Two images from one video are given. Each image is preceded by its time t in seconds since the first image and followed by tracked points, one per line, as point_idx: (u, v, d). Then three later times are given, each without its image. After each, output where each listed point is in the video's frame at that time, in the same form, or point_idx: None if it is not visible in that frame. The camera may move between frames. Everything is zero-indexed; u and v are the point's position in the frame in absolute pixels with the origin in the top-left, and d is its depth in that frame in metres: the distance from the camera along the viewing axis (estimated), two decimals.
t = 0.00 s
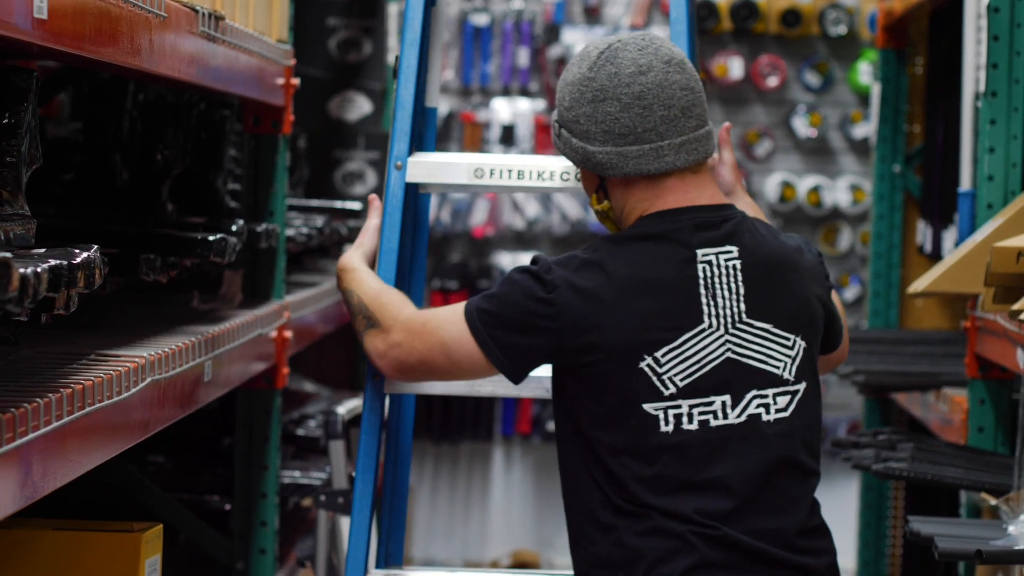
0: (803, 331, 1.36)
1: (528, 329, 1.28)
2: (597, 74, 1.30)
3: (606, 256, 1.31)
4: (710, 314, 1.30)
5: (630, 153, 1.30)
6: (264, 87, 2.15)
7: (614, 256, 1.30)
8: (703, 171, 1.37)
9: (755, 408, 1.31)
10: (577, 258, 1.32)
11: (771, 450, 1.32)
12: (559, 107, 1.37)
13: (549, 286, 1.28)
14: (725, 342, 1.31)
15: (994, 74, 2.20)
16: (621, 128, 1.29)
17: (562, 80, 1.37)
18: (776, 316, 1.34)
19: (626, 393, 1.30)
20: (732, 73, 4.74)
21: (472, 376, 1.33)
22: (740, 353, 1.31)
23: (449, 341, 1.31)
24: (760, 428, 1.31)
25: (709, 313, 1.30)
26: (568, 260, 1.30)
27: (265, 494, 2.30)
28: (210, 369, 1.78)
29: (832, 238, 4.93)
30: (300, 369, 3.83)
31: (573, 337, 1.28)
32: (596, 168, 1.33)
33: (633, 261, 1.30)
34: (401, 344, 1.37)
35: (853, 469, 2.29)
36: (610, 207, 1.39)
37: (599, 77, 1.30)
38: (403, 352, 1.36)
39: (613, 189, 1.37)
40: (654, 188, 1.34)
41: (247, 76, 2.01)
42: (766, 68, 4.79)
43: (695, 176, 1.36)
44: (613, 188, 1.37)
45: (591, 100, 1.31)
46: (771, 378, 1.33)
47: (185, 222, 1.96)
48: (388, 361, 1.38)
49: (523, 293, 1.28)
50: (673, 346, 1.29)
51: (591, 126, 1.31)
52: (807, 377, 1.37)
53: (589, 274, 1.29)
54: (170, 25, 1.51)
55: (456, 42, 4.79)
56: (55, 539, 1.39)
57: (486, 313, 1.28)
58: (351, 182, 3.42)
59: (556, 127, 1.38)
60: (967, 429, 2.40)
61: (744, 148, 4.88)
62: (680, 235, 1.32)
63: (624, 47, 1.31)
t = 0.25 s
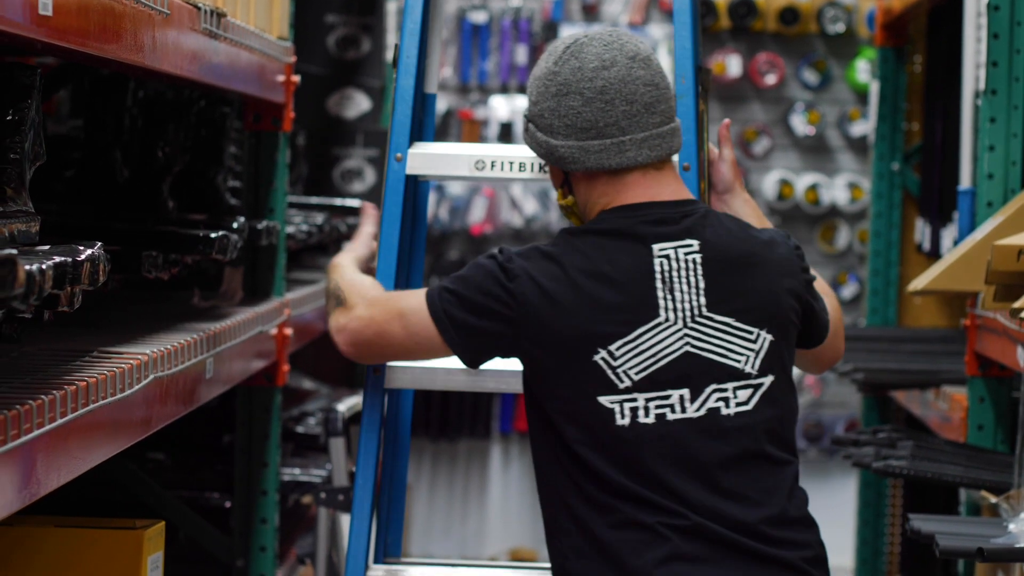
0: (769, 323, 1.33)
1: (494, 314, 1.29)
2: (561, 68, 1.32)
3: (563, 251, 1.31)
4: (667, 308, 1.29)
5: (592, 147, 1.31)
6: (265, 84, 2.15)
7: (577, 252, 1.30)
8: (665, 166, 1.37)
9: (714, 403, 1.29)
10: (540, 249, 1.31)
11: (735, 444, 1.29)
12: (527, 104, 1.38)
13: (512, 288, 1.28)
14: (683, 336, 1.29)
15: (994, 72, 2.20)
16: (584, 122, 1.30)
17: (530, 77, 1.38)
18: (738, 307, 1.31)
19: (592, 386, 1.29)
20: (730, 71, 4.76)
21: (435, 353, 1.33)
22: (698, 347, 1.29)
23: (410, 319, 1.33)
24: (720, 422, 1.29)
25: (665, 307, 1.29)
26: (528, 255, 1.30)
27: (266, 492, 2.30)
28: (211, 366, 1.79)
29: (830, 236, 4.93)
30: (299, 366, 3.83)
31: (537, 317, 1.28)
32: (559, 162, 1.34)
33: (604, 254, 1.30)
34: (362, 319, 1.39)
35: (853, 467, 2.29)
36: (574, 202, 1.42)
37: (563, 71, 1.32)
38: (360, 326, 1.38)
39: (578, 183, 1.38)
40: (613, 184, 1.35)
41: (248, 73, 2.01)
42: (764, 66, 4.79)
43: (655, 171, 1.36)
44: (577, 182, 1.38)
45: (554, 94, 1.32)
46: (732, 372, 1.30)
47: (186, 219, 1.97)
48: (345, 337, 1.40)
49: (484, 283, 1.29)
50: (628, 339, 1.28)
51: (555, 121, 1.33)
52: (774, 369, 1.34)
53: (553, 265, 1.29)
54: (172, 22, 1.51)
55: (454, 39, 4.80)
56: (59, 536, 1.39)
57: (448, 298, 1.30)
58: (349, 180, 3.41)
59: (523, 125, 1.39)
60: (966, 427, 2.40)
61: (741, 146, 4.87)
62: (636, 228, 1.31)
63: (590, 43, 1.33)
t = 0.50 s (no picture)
0: (748, 319, 1.36)
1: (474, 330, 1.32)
2: (531, 68, 1.34)
3: (536, 258, 1.34)
4: (642, 309, 1.33)
5: (562, 147, 1.33)
6: (266, 82, 2.15)
7: (559, 254, 1.34)
8: (638, 165, 1.39)
9: (692, 401, 1.33)
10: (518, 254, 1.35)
11: (711, 442, 1.33)
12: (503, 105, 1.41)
13: (484, 297, 1.32)
14: (659, 336, 1.33)
15: (994, 71, 2.20)
16: (554, 122, 1.32)
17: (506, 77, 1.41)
18: (714, 306, 1.35)
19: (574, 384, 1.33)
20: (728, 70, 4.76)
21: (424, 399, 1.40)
22: (674, 346, 1.33)
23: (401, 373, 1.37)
24: (697, 420, 1.33)
25: (640, 308, 1.33)
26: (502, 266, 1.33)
27: (266, 489, 2.31)
28: (213, 364, 1.79)
29: (828, 235, 4.93)
30: (298, 365, 3.84)
31: (511, 317, 1.32)
32: (531, 161, 1.36)
33: (585, 258, 1.34)
34: (359, 377, 1.42)
35: (854, 465, 2.29)
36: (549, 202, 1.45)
37: (532, 70, 1.34)
38: (359, 389, 1.42)
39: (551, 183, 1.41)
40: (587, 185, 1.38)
41: (249, 71, 2.01)
42: (763, 65, 4.80)
43: (629, 170, 1.38)
44: (551, 182, 1.41)
45: (525, 94, 1.34)
46: (710, 369, 1.34)
47: (188, 217, 1.97)
48: (347, 399, 1.44)
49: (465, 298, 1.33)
50: (605, 343, 1.32)
51: (526, 121, 1.35)
52: (756, 365, 1.37)
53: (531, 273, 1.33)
54: (175, 21, 1.51)
55: (452, 38, 4.82)
56: (62, 535, 1.39)
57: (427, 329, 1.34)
58: (349, 177, 3.45)
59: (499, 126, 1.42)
60: (966, 425, 2.41)
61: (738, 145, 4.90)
62: (608, 230, 1.35)
63: (558, 42, 1.34)
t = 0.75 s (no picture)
0: (744, 316, 1.36)
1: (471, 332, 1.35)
2: (536, 62, 1.35)
3: (542, 255, 1.36)
4: (639, 307, 1.33)
5: (567, 143, 1.34)
6: (261, 78, 2.14)
7: (556, 252, 1.35)
8: (639, 161, 1.40)
9: (686, 398, 1.33)
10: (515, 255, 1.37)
11: (705, 440, 1.32)
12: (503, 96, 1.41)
13: (485, 303, 1.35)
14: (655, 333, 1.33)
15: (989, 68, 2.20)
16: (559, 117, 1.33)
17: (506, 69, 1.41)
18: (710, 302, 1.35)
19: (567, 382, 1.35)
20: (721, 67, 4.76)
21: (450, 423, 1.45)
22: (670, 343, 1.33)
23: (421, 406, 1.42)
24: (691, 417, 1.33)
25: (637, 305, 1.33)
26: (498, 269, 1.36)
27: (261, 486, 2.30)
28: (209, 361, 1.79)
29: (820, 232, 4.94)
30: (292, 361, 3.83)
31: (507, 317, 1.34)
32: (534, 156, 1.37)
33: (582, 254, 1.35)
34: (378, 400, 1.46)
35: (849, 462, 2.30)
36: (549, 195, 1.46)
37: (539, 64, 1.34)
38: (388, 429, 1.47)
39: (551, 178, 1.42)
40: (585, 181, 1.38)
41: (244, 67, 2.00)
42: (755, 62, 4.80)
43: (630, 167, 1.39)
44: (552, 177, 1.42)
45: (530, 89, 1.35)
46: (705, 367, 1.34)
47: (184, 213, 1.96)
48: (379, 438, 1.49)
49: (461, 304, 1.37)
50: (603, 340, 1.33)
51: (530, 115, 1.35)
52: (753, 363, 1.36)
53: (527, 273, 1.35)
54: (172, 17, 1.51)
55: (445, 35, 4.80)
56: (59, 531, 1.39)
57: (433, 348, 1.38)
58: (341, 175, 3.37)
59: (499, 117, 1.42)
60: (961, 422, 2.42)
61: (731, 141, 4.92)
62: (605, 228, 1.36)
63: (564, 37, 1.35)
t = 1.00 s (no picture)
0: (727, 312, 1.38)
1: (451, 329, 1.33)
2: (536, 59, 1.34)
3: (525, 254, 1.35)
4: (625, 302, 1.34)
5: (560, 142, 1.34)
6: (250, 76, 2.13)
7: (540, 250, 1.35)
8: (629, 162, 1.40)
9: (671, 392, 1.35)
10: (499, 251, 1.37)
11: (692, 435, 1.34)
12: (496, 87, 1.40)
13: (471, 300, 1.33)
14: (641, 329, 1.34)
15: (977, 66, 2.21)
16: (555, 116, 1.33)
17: (501, 59, 1.40)
18: (694, 299, 1.36)
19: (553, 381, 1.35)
20: (708, 65, 4.77)
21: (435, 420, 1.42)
22: (654, 338, 1.35)
23: (403, 399, 1.39)
24: (676, 411, 1.34)
25: (623, 302, 1.34)
26: (484, 266, 1.34)
27: (250, 483, 2.30)
28: (199, 358, 1.78)
29: (805, 230, 4.95)
30: (278, 359, 3.82)
31: (494, 315, 1.33)
32: (527, 152, 1.37)
33: (569, 252, 1.34)
34: (359, 396, 1.43)
35: (837, 460, 2.30)
36: (536, 187, 1.44)
37: (538, 61, 1.34)
38: (371, 424, 1.43)
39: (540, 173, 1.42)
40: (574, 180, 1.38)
41: (234, 64, 2.00)
42: (742, 59, 4.81)
43: (620, 167, 1.39)
44: (540, 171, 1.41)
45: (527, 85, 1.35)
46: (689, 361, 1.36)
47: (173, 211, 1.94)
48: (362, 436, 1.45)
49: (443, 299, 1.35)
50: (591, 337, 1.33)
51: (525, 110, 1.35)
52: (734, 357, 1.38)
53: (514, 270, 1.33)
54: (163, 14, 1.51)
55: (432, 33, 4.78)
56: (50, 529, 1.39)
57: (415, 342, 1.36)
58: (328, 172, 3.36)
59: (490, 107, 1.42)
60: (949, 420, 2.42)
61: (717, 139, 4.93)
62: (593, 227, 1.36)
63: (566, 35, 1.34)
